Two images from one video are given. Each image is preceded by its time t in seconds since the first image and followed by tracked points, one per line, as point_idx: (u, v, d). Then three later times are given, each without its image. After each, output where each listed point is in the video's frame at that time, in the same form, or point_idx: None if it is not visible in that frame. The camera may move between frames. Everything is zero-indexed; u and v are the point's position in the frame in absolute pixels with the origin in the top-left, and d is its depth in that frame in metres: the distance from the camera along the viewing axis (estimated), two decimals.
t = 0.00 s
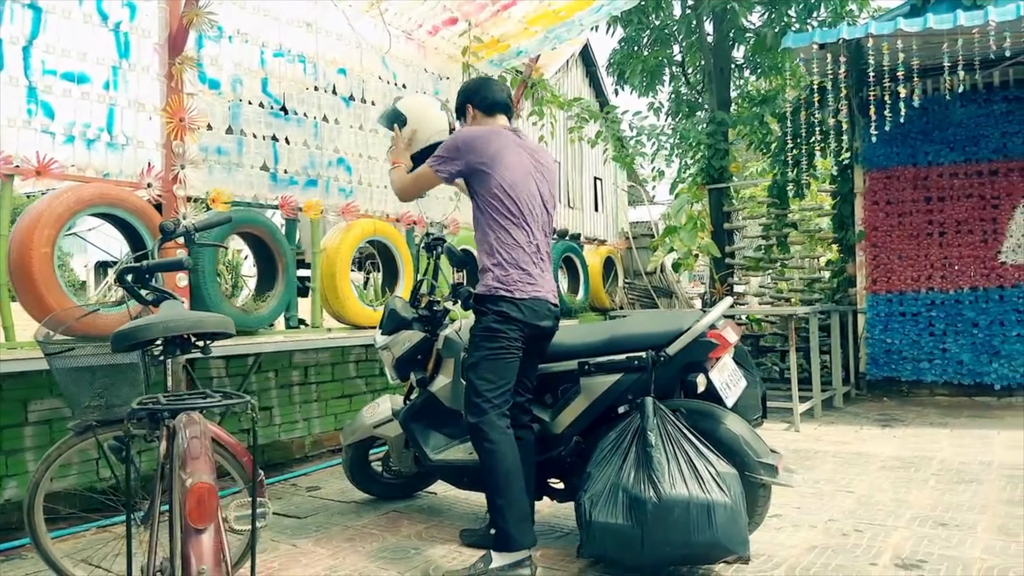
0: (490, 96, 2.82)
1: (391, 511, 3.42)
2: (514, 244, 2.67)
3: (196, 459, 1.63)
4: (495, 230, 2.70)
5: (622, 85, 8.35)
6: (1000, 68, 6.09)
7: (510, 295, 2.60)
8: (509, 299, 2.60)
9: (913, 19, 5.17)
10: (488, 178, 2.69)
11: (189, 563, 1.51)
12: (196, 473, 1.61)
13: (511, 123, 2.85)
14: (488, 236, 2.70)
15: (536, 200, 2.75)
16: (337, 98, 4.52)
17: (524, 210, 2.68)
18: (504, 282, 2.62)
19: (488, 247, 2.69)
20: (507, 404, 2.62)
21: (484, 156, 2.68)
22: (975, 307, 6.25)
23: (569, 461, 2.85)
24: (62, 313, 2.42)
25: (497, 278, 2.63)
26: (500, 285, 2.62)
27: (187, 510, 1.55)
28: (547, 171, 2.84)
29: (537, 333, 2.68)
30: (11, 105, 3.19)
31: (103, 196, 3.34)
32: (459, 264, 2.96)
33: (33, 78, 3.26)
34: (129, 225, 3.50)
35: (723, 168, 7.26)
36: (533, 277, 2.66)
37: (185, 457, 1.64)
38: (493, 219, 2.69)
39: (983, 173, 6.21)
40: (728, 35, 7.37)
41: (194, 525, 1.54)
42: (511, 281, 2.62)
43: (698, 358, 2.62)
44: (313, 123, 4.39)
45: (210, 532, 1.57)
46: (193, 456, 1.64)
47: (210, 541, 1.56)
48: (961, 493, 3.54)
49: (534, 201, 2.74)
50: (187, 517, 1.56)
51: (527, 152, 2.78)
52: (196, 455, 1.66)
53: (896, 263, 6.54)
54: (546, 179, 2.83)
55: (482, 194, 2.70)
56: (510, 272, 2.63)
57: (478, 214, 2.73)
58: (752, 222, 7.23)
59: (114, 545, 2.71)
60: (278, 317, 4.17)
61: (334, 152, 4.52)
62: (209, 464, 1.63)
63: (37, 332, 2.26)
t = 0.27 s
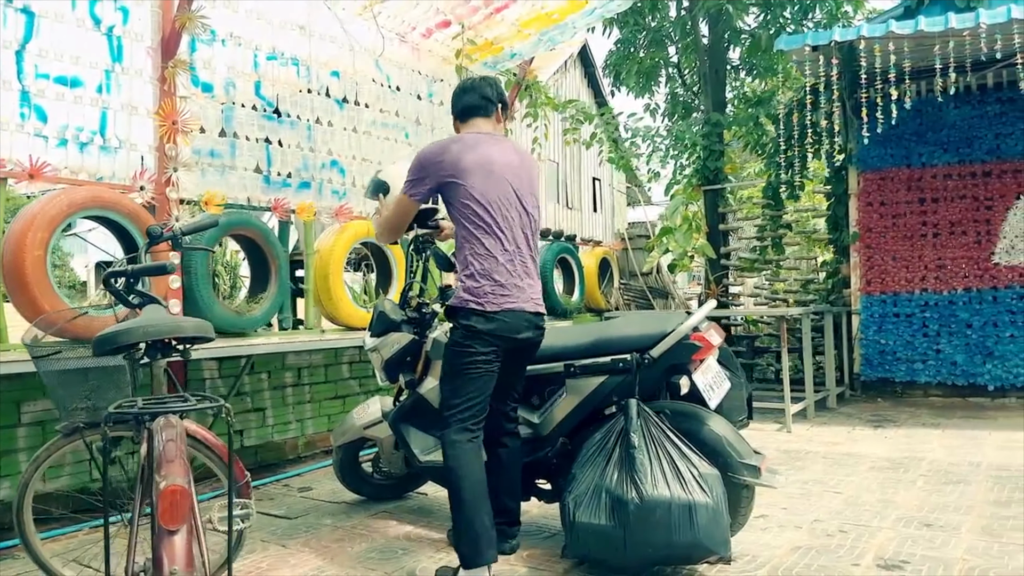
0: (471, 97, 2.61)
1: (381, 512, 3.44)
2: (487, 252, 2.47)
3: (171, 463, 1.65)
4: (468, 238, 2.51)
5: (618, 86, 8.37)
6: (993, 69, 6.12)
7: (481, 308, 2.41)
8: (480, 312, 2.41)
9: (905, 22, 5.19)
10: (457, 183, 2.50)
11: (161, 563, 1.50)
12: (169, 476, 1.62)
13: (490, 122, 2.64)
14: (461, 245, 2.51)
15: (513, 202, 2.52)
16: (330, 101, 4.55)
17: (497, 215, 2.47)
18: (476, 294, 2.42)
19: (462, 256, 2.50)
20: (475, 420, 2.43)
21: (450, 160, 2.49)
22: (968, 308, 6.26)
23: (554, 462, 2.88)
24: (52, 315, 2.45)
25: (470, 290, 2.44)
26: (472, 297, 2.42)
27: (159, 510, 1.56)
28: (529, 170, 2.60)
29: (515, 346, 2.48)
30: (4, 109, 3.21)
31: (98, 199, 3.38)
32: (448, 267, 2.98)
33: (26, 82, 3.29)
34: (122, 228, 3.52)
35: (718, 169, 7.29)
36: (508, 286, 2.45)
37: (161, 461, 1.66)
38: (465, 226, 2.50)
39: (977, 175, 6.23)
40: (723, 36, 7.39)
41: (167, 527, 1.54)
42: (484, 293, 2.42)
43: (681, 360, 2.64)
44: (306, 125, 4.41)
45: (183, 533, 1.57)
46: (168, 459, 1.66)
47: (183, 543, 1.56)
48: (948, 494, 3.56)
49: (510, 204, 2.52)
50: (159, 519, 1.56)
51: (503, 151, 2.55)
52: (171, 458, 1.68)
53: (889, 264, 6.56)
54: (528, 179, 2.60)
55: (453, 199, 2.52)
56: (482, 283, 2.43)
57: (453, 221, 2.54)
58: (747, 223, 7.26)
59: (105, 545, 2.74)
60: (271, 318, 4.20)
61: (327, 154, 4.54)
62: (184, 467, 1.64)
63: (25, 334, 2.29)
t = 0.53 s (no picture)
0: (455, 92, 2.56)
1: (371, 514, 3.47)
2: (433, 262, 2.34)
3: (142, 473, 1.68)
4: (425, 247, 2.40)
5: (615, 88, 8.39)
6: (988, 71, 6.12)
7: (420, 319, 2.29)
8: (420, 325, 2.29)
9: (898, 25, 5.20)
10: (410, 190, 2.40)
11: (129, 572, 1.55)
12: (139, 487, 1.65)
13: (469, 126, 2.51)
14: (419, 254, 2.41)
15: (467, 208, 2.35)
16: (324, 105, 4.57)
17: (445, 222, 2.33)
18: (419, 305, 2.30)
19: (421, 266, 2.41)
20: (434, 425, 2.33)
21: (407, 167, 2.41)
22: (965, 310, 6.26)
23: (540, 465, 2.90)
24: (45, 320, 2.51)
25: (416, 301, 2.33)
26: (416, 308, 2.31)
27: (129, 521, 1.59)
28: (496, 173, 2.40)
29: (474, 354, 2.31)
30: None
31: (94, 205, 3.42)
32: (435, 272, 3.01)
33: (20, 89, 3.32)
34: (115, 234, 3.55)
35: (715, 171, 7.30)
36: (451, 298, 2.29)
37: (132, 471, 1.69)
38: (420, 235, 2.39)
39: (973, 177, 6.23)
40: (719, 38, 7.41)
41: (135, 537, 1.58)
42: (428, 305, 2.30)
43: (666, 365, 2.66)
44: (300, 130, 4.44)
45: (152, 543, 1.60)
46: (140, 469, 1.69)
47: (152, 552, 1.59)
48: (937, 498, 3.56)
49: (463, 210, 2.35)
50: (128, 529, 1.60)
51: (466, 154, 2.40)
52: (143, 468, 1.71)
53: (885, 267, 6.55)
54: (495, 183, 2.40)
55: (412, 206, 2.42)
56: (425, 294, 2.31)
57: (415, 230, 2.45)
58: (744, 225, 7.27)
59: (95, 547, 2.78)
60: (264, 322, 4.23)
61: (321, 158, 4.57)
62: (154, 477, 1.67)
63: (13, 339, 2.32)
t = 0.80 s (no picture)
0: (468, 89, 2.47)
1: (365, 513, 3.50)
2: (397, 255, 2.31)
3: (121, 469, 1.71)
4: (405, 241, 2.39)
5: (615, 88, 8.42)
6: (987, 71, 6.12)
7: (381, 313, 2.30)
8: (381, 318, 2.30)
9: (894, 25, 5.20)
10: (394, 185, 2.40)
11: (106, 566, 1.60)
12: (117, 484, 1.68)
13: (464, 121, 2.42)
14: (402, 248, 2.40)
15: (429, 200, 2.28)
16: (320, 108, 4.61)
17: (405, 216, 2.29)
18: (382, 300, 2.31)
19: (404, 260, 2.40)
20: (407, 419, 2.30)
21: (393, 162, 2.41)
22: (965, 311, 6.25)
23: (528, 465, 2.93)
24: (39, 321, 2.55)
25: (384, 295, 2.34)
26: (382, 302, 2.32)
27: (106, 516, 1.63)
28: (468, 165, 2.28)
29: (430, 345, 2.21)
30: None
31: (92, 208, 3.46)
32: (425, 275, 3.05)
33: (19, 94, 3.37)
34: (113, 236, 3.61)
35: (714, 171, 7.31)
36: (404, 292, 2.25)
37: (112, 468, 1.72)
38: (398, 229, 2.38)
39: (974, 177, 6.22)
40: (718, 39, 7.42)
41: (113, 531, 1.62)
42: (387, 298, 2.29)
43: (651, 367, 2.68)
44: (296, 133, 4.49)
45: (129, 537, 1.64)
46: (119, 466, 1.72)
47: (128, 546, 1.64)
48: (928, 499, 3.57)
49: (427, 203, 2.28)
50: (106, 525, 1.64)
51: (444, 147, 2.32)
52: (123, 465, 1.74)
53: (885, 267, 6.54)
54: (465, 175, 2.27)
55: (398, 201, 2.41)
56: (387, 288, 2.31)
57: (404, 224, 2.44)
58: (744, 225, 7.28)
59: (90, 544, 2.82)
60: (261, 323, 4.27)
61: (317, 160, 4.61)
62: (133, 474, 1.70)
63: (9, 339, 2.36)
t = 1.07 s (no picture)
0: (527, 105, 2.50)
1: (377, 502, 3.59)
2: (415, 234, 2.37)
3: (137, 449, 1.80)
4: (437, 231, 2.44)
5: (631, 86, 8.45)
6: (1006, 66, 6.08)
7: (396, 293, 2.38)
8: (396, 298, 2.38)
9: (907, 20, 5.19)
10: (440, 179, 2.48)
11: (122, 537, 1.65)
12: (134, 461, 1.76)
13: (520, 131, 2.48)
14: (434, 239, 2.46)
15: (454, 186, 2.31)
16: (336, 108, 4.71)
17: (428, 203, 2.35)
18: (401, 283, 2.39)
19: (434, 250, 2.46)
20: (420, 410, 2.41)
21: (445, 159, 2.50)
22: (983, 308, 6.21)
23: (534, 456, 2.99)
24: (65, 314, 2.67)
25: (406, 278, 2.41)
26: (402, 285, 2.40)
27: (123, 490, 1.70)
28: (495, 163, 2.29)
29: (426, 339, 2.27)
30: (23, 123, 3.42)
31: (115, 206, 3.57)
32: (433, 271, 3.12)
33: (45, 96, 3.49)
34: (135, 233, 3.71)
35: (730, 168, 7.33)
36: (410, 272, 2.30)
37: (129, 448, 1.81)
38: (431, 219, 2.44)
39: (992, 173, 6.18)
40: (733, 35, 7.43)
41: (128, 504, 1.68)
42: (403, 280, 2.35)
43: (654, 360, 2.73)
44: (312, 133, 4.58)
45: (143, 512, 1.70)
46: (135, 446, 1.81)
47: (143, 520, 1.69)
48: (937, 494, 3.58)
49: (446, 192, 2.32)
50: (122, 499, 1.70)
51: (485, 143, 2.37)
52: (138, 446, 1.83)
53: (902, 264, 6.52)
54: (494, 170, 2.29)
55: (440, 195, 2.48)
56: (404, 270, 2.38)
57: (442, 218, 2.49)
58: (759, 222, 7.29)
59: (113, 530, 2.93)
60: (279, 318, 4.37)
61: (333, 160, 4.71)
62: (148, 453, 1.78)
63: (35, 331, 2.46)
